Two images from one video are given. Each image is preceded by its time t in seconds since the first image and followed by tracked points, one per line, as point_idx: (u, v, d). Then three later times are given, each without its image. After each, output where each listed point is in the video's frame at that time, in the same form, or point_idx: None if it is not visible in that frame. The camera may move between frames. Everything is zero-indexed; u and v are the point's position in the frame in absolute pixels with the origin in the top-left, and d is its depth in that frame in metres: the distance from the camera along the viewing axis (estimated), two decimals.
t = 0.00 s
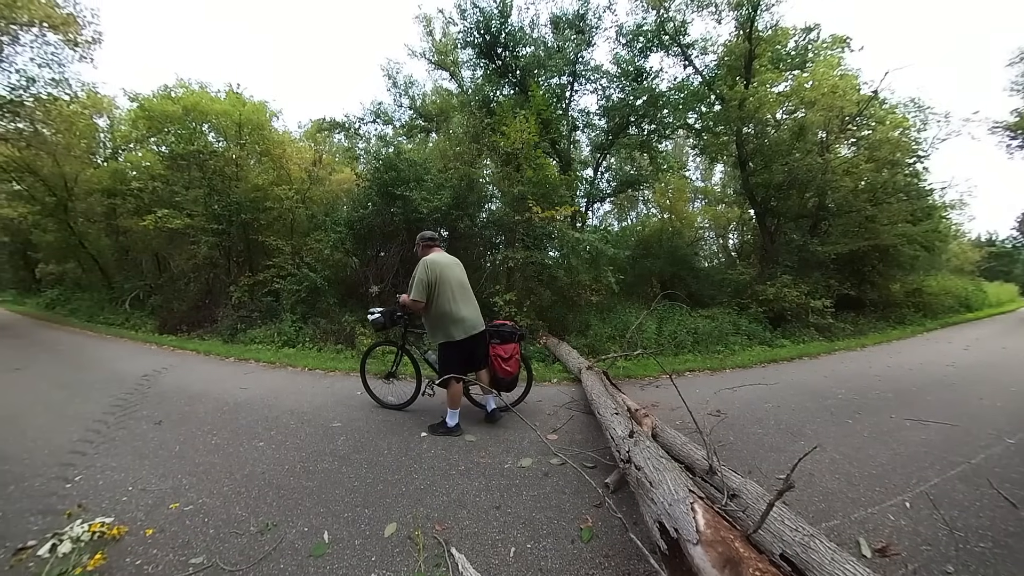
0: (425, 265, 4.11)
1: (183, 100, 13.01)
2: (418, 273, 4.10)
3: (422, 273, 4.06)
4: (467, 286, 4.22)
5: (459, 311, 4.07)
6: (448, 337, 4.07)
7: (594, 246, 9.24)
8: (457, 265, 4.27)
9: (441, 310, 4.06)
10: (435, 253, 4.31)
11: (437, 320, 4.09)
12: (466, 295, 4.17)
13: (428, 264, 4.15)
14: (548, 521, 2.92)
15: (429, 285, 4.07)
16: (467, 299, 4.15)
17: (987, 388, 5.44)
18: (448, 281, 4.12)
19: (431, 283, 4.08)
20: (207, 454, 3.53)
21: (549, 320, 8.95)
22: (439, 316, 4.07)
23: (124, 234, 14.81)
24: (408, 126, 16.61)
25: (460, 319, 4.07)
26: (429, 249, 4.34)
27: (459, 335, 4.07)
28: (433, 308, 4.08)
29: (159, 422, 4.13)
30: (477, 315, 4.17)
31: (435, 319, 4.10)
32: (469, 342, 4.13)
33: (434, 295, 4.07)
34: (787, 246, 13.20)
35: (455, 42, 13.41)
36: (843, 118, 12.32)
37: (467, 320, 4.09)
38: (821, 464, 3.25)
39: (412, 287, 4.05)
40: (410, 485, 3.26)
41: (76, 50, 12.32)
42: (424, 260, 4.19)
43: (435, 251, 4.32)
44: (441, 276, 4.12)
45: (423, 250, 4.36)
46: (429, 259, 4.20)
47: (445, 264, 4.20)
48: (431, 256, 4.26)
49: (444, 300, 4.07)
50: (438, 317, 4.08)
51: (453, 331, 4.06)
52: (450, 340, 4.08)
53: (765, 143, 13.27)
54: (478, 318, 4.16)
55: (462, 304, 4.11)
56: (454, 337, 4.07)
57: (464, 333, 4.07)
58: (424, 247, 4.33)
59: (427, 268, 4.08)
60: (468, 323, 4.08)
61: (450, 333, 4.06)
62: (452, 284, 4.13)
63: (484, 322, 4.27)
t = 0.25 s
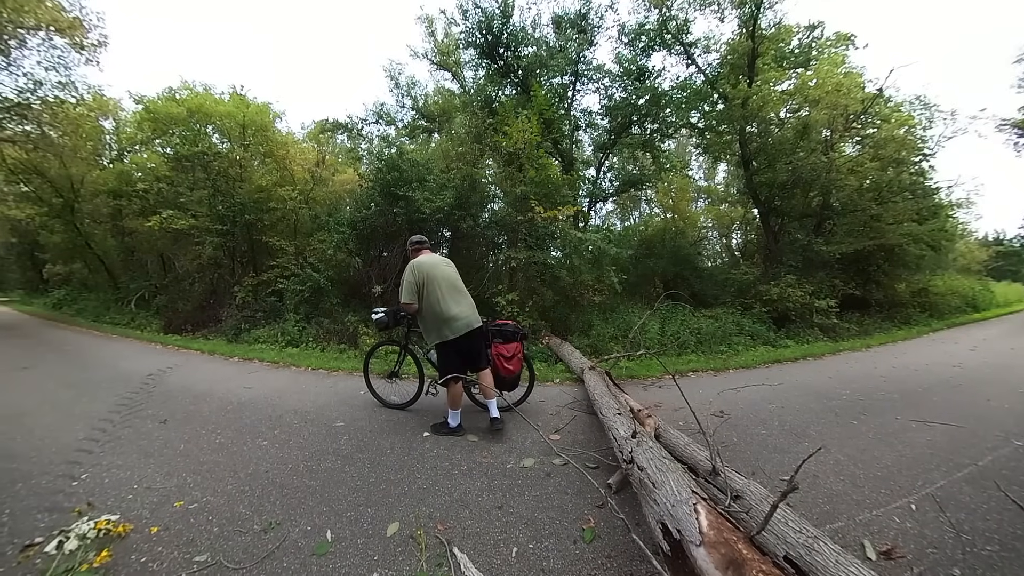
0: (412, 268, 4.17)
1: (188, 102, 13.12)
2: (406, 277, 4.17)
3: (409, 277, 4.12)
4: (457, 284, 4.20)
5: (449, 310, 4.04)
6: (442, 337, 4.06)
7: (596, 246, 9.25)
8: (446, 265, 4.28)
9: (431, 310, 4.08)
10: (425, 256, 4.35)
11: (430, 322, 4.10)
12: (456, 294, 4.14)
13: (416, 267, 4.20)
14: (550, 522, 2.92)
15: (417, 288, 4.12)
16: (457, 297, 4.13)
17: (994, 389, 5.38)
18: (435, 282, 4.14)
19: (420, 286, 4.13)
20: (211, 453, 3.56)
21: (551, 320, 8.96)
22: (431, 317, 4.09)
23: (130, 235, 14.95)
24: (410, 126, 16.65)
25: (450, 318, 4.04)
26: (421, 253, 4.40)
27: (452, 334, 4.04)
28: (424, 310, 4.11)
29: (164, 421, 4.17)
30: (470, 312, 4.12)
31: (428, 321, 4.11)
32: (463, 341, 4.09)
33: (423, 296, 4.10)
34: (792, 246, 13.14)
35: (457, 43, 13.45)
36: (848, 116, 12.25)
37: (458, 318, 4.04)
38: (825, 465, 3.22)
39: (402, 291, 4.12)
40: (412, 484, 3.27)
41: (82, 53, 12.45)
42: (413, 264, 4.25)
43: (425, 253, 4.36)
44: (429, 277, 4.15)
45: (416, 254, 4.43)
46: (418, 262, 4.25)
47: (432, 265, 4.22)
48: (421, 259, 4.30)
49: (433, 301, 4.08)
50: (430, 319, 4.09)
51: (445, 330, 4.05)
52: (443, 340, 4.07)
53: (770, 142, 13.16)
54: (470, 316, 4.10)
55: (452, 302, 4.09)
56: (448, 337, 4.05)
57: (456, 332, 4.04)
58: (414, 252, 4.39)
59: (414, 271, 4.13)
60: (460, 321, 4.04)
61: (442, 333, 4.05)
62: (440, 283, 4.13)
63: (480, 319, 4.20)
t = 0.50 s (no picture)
0: (402, 271, 4.22)
1: (190, 103, 13.18)
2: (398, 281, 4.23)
3: (399, 280, 4.17)
4: (447, 282, 4.19)
5: (439, 309, 4.07)
6: (437, 336, 4.10)
7: (597, 245, 9.26)
8: (435, 263, 4.29)
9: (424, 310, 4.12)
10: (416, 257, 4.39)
11: (425, 322, 4.14)
12: (446, 291, 4.15)
13: (405, 269, 4.24)
14: (551, 522, 2.91)
15: (409, 290, 4.17)
16: (447, 296, 4.12)
17: (997, 390, 5.35)
18: (424, 282, 4.16)
19: (411, 288, 4.18)
20: (213, 452, 3.57)
21: (552, 320, 8.95)
22: (425, 317, 4.13)
23: (133, 235, 15.03)
24: (411, 126, 16.65)
25: (442, 316, 4.06)
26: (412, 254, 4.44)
27: (444, 333, 4.08)
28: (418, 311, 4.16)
29: (167, 421, 4.19)
30: (461, 309, 4.10)
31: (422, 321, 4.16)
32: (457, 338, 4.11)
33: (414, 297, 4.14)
34: (794, 246, 13.09)
35: (458, 43, 13.46)
36: (851, 115, 12.19)
37: (449, 315, 4.06)
38: (828, 467, 3.21)
39: (395, 295, 4.19)
40: (413, 484, 3.27)
41: (85, 55, 12.55)
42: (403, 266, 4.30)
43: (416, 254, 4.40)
44: (418, 278, 4.18)
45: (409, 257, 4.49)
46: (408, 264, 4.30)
47: (421, 266, 4.24)
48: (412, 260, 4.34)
49: (424, 301, 4.12)
50: (424, 319, 4.14)
51: (439, 330, 4.08)
52: (439, 339, 4.11)
53: (772, 142, 13.10)
54: (462, 312, 4.10)
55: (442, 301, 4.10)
56: (442, 336, 4.09)
57: (448, 330, 4.07)
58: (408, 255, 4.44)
59: (404, 273, 4.18)
60: (451, 320, 4.05)
61: (437, 332, 4.09)
62: (430, 283, 4.15)
63: (474, 314, 4.18)
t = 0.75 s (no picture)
0: (398, 271, 4.23)
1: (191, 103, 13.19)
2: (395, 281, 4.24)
3: (396, 281, 4.18)
4: (443, 281, 4.18)
5: (436, 310, 4.08)
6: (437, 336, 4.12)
7: (598, 245, 9.27)
8: (432, 263, 4.28)
9: (421, 311, 4.14)
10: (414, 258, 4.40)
11: (423, 322, 4.15)
12: (443, 292, 4.15)
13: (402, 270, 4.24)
14: (551, 522, 2.91)
15: (405, 291, 4.18)
16: (443, 296, 4.13)
17: (999, 390, 5.34)
18: (421, 282, 4.16)
19: (407, 288, 4.18)
20: (214, 452, 3.58)
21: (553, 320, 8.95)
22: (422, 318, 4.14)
23: (134, 235, 15.04)
24: (411, 126, 16.64)
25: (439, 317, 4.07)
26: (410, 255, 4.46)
27: (442, 333, 4.09)
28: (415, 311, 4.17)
29: (168, 420, 4.19)
30: (458, 309, 4.11)
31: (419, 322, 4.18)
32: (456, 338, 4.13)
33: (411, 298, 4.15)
34: (795, 246, 13.07)
35: (459, 43, 13.46)
36: (852, 115, 12.16)
37: (446, 315, 4.07)
38: (829, 467, 3.20)
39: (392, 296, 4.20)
40: (414, 484, 3.27)
41: (86, 55, 12.58)
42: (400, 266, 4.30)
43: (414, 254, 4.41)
44: (415, 278, 4.18)
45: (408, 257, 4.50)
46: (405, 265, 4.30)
47: (417, 265, 4.24)
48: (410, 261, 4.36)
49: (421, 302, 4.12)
50: (422, 319, 4.15)
51: (437, 330, 4.10)
52: (437, 340, 4.13)
53: (773, 142, 13.06)
54: (460, 313, 4.10)
55: (440, 302, 4.11)
56: (441, 336, 4.11)
57: (446, 331, 4.08)
58: (406, 255, 4.47)
59: (400, 274, 4.19)
60: (449, 321, 4.07)
61: (435, 333, 4.11)
62: (426, 283, 4.16)
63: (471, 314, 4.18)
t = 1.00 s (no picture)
0: (399, 270, 4.17)
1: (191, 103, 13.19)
2: (397, 280, 4.18)
3: (398, 280, 4.13)
4: (446, 281, 4.17)
5: (441, 310, 4.07)
6: (439, 336, 4.13)
7: (598, 245, 9.27)
8: (434, 261, 4.23)
9: (423, 310, 4.11)
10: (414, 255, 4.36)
11: (425, 321, 4.14)
12: (447, 291, 4.13)
13: (404, 269, 4.18)
14: (551, 522, 2.91)
15: (408, 290, 4.13)
16: (448, 295, 4.12)
17: (999, 391, 5.34)
18: (424, 282, 4.12)
19: (409, 288, 4.13)
20: (214, 452, 3.58)
21: (553, 320, 8.95)
22: (425, 317, 4.12)
23: (134, 235, 15.03)
24: (411, 126, 16.63)
25: (444, 316, 4.07)
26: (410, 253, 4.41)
27: (446, 332, 4.10)
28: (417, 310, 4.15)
29: (168, 420, 4.19)
30: (462, 309, 4.12)
31: (422, 321, 4.16)
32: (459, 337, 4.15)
33: (414, 297, 4.11)
34: (795, 246, 13.07)
35: (459, 43, 13.47)
36: (852, 115, 12.15)
37: (450, 315, 4.07)
38: (829, 467, 3.20)
39: (394, 295, 4.15)
40: (413, 484, 3.27)
41: (87, 55, 12.60)
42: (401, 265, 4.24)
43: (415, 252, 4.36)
44: (417, 278, 4.13)
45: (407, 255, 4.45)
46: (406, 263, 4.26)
47: (419, 264, 4.19)
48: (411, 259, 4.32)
49: (424, 302, 4.09)
50: (424, 319, 4.14)
51: (441, 329, 4.10)
52: (441, 339, 4.13)
53: (773, 142, 13.05)
54: (463, 312, 4.12)
55: (444, 301, 4.09)
56: (444, 336, 4.12)
57: (451, 331, 4.09)
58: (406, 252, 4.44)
59: (402, 273, 4.14)
60: (453, 321, 4.08)
61: (439, 332, 4.11)
62: (429, 282, 4.12)
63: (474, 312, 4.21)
